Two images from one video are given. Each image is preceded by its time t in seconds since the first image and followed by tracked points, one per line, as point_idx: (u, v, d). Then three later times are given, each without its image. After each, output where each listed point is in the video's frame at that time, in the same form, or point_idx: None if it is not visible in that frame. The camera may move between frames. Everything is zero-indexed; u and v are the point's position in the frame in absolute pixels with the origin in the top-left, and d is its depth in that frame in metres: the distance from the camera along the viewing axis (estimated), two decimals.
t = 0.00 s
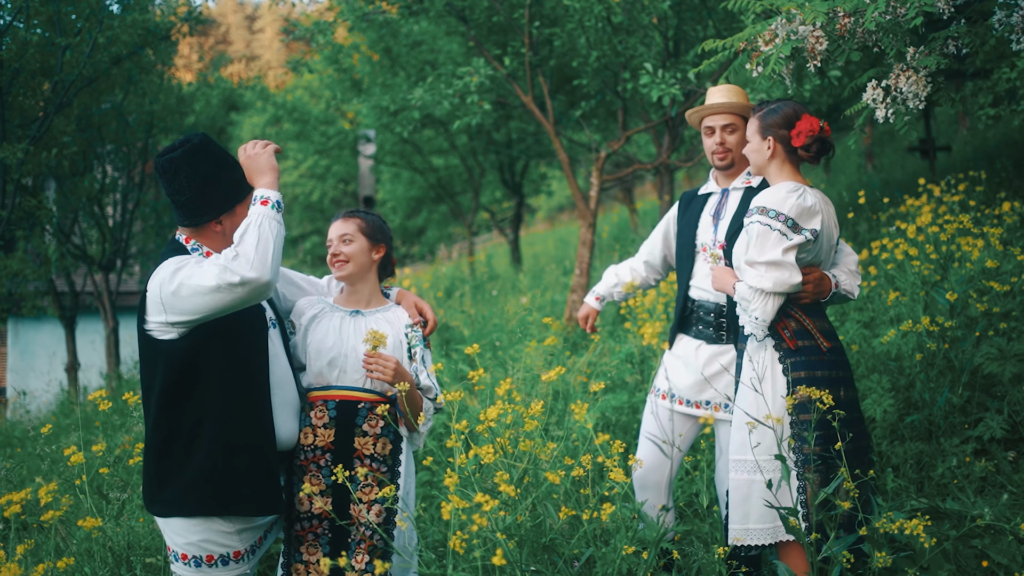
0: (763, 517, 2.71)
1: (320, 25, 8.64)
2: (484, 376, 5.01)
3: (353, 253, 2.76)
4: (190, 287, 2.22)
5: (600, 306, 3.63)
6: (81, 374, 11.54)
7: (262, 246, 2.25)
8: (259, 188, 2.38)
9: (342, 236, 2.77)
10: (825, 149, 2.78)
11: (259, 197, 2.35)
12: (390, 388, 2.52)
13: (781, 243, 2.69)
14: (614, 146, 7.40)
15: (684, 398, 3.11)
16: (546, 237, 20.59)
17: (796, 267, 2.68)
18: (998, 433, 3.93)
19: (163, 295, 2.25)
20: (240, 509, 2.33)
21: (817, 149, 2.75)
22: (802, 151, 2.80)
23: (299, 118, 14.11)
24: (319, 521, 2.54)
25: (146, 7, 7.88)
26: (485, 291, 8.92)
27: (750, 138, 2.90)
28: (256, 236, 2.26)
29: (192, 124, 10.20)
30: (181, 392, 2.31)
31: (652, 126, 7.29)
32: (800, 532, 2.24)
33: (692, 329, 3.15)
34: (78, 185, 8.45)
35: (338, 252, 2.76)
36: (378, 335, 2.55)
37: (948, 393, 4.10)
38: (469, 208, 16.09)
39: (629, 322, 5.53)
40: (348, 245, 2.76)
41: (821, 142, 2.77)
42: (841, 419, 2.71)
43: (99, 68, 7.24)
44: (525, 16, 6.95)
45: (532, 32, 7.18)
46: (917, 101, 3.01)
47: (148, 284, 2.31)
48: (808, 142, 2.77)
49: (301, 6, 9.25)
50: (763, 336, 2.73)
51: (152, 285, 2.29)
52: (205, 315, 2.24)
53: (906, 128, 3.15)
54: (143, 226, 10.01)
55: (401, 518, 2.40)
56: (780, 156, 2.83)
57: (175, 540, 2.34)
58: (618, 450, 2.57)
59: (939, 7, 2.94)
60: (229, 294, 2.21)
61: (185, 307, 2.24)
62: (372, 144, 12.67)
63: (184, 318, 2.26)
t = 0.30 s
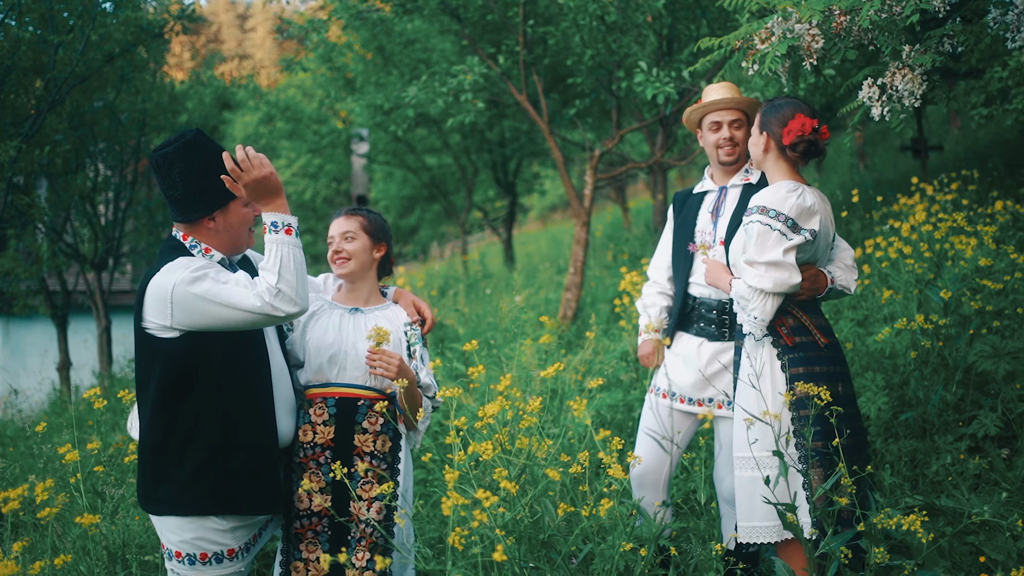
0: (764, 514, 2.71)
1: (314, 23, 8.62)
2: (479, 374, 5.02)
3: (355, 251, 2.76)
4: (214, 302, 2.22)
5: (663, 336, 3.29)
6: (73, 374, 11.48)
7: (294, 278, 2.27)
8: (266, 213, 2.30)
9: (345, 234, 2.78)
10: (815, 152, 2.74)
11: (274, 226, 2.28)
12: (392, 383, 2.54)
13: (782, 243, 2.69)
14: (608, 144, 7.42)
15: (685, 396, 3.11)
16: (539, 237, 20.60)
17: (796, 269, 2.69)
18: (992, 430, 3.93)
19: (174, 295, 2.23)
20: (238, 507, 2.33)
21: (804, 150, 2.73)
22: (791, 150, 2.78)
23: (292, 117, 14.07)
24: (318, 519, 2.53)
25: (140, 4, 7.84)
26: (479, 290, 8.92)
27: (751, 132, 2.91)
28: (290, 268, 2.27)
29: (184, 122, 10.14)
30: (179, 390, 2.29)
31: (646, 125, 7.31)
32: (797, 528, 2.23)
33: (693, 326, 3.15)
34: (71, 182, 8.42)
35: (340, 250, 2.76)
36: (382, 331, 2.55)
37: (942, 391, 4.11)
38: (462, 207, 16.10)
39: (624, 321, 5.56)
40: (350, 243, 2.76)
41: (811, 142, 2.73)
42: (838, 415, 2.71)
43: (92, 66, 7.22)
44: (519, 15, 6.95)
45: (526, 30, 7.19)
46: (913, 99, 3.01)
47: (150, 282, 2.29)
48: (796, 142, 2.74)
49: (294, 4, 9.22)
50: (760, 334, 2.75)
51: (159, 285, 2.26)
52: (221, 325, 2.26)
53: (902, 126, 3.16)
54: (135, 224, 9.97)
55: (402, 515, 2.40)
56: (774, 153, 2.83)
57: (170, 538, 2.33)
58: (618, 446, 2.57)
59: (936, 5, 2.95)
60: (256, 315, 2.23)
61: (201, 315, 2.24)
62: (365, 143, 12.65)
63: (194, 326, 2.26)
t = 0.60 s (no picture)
0: (743, 505, 2.73)
1: (310, 21, 8.58)
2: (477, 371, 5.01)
3: (358, 247, 2.75)
4: (215, 288, 2.21)
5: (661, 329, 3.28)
6: (67, 373, 11.41)
7: (310, 261, 2.31)
8: (314, 201, 2.41)
9: (348, 230, 2.76)
10: (824, 154, 2.75)
11: (312, 212, 2.36)
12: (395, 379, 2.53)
13: (770, 244, 2.69)
14: (605, 142, 7.41)
15: (688, 393, 3.10)
16: (534, 235, 20.60)
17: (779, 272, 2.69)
18: (991, 427, 3.94)
19: (170, 289, 2.22)
20: (237, 503, 2.31)
21: (814, 153, 2.72)
22: (801, 154, 2.77)
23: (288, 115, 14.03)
24: (319, 515, 2.52)
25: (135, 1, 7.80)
26: (475, 288, 8.90)
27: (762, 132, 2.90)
28: (308, 252, 2.30)
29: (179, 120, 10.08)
30: (179, 386, 2.28)
31: (643, 123, 7.31)
32: (801, 524, 2.18)
33: (695, 323, 3.14)
34: (66, 180, 8.37)
35: (344, 246, 2.74)
36: (385, 328, 2.54)
37: (940, 389, 4.12)
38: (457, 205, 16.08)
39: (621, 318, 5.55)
40: (354, 239, 2.75)
41: (820, 146, 2.73)
42: (840, 412, 2.70)
43: (87, 63, 7.18)
44: (516, 12, 6.94)
45: (523, 28, 7.17)
46: (913, 96, 3.02)
47: (146, 276, 2.27)
48: (807, 145, 2.74)
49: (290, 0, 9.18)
50: (739, 328, 2.82)
51: (154, 279, 2.25)
52: (218, 313, 2.24)
53: (902, 123, 3.17)
54: (129, 222, 9.92)
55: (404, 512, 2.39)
56: (785, 153, 2.81)
57: (170, 534, 2.32)
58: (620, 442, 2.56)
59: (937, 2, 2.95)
60: (261, 297, 2.22)
61: (199, 304, 2.23)
62: (360, 141, 12.62)
63: (190, 318, 2.25)
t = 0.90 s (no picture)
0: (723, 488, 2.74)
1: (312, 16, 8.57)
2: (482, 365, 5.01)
3: (369, 238, 2.76)
4: (206, 295, 2.18)
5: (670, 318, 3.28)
6: (69, 368, 11.40)
7: (300, 312, 2.26)
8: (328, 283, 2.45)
9: (359, 221, 2.77)
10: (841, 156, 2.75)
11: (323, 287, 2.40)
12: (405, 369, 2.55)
13: (763, 240, 2.70)
14: (608, 137, 7.41)
15: (697, 384, 3.12)
16: (534, 231, 20.62)
17: (761, 265, 2.69)
18: (996, 420, 3.95)
19: (169, 285, 2.22)
20: (236, 499, 2.32)
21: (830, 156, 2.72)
22: (817, 156, 2.78)
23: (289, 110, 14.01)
24: (327, 505, 2.53)
25: None
26: (478, 283, 8.91)
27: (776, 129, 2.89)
28: (302, 303, 2.27)
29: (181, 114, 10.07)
30: (177, 382, 2.28)
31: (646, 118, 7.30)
32: (813, 513, 2.19)
33: (707, 315, 3.14)
34: (68, 174, 8.37)
35: (355, 237, 2.75)
36: (394, 319, 2.55)
37: (945, 382, 4.13)
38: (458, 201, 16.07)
39: (626, 313, 5.56)
40: (364, 231, 2.76)
41: (836, 150, 2.74)
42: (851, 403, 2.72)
43: (90, 57, 7.17)
44: (519, 6, 6.92)
45: (527, 22, 7.16)
46: (922, 88, 3.02)
47: (156, 265, 2.29)
48: (824, 148, 2.73)
49: None
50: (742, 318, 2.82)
51: (159, 270, 2.26)
52: (199, 318, 2.20)
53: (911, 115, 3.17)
54: (131, 217, 9.91)
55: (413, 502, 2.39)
56: (799, 153, 2.82)
57: (179, 524, 2.34)
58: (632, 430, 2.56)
59: None
60: (244, 318, 2.17)
61: (186, 306, 2.20)
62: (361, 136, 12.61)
63: (183, 318, 2.23)
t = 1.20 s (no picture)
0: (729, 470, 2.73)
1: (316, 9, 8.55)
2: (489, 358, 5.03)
3: (382, 227, 2.78)
4: (210, 301, 2.21)
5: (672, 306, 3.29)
6: (71, 363, 11.39)
7: (301, 338, 2.24)
8: (351, 296, 2.36)
9: (372, 209, 2.79)
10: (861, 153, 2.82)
11: (343, 308, 2.32)
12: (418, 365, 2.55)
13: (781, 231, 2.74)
14: (613, 130, 7.41)
15: (707, 372, 3.12)
16: (533, 227, 20.65)
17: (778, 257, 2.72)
18: (1003, 411, 3.96)
19: (184, 276, 2.26)
20: (241, 488, 2.35)
21: (853, 152, 2.78)
22: (839, 154, 2.82)
23: (291, 104, 14.00)
24: (344, 493, 2.55)
25: None
26: (481, 277, 8.92)
27: (791, 126, 2.90)
28: (307, 329, 2.24)
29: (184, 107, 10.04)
30: (187, 373, 2.31)
31: (651, 111, 7.31)
32: (829, 500, 2.20)
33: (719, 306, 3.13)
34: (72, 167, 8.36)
35: (370, 226, 2.79)
36: (407, 311, 2.53)
37: (952, 373, 4.14)
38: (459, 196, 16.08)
39: (631, 306, 5.58)
40: (377, 219, 2.78)
41: (858, 146, 2.80)
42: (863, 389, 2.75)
43: (96, 49, 7.16)
44: None
45: (532, 15, 7.17)
46: (933, 79, 3.04)
47: (174, 255, 2.32)
48: (846, 145, 2.78)
49: None
50: (746, 308, 2.82)
51: (177, 262, 2.29)
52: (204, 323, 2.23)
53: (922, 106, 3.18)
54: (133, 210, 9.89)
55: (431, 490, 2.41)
56: (818, 151, 2.82)
57: (195, 510, 2.37)
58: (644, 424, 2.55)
59: None
60: (240, 338, 2.19)
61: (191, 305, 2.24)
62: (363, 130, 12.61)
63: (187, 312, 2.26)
